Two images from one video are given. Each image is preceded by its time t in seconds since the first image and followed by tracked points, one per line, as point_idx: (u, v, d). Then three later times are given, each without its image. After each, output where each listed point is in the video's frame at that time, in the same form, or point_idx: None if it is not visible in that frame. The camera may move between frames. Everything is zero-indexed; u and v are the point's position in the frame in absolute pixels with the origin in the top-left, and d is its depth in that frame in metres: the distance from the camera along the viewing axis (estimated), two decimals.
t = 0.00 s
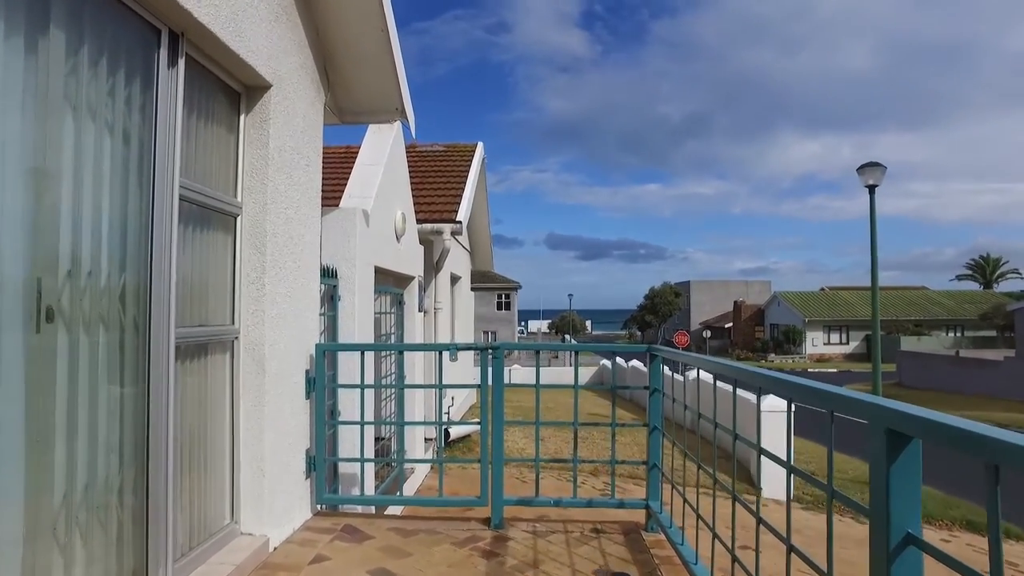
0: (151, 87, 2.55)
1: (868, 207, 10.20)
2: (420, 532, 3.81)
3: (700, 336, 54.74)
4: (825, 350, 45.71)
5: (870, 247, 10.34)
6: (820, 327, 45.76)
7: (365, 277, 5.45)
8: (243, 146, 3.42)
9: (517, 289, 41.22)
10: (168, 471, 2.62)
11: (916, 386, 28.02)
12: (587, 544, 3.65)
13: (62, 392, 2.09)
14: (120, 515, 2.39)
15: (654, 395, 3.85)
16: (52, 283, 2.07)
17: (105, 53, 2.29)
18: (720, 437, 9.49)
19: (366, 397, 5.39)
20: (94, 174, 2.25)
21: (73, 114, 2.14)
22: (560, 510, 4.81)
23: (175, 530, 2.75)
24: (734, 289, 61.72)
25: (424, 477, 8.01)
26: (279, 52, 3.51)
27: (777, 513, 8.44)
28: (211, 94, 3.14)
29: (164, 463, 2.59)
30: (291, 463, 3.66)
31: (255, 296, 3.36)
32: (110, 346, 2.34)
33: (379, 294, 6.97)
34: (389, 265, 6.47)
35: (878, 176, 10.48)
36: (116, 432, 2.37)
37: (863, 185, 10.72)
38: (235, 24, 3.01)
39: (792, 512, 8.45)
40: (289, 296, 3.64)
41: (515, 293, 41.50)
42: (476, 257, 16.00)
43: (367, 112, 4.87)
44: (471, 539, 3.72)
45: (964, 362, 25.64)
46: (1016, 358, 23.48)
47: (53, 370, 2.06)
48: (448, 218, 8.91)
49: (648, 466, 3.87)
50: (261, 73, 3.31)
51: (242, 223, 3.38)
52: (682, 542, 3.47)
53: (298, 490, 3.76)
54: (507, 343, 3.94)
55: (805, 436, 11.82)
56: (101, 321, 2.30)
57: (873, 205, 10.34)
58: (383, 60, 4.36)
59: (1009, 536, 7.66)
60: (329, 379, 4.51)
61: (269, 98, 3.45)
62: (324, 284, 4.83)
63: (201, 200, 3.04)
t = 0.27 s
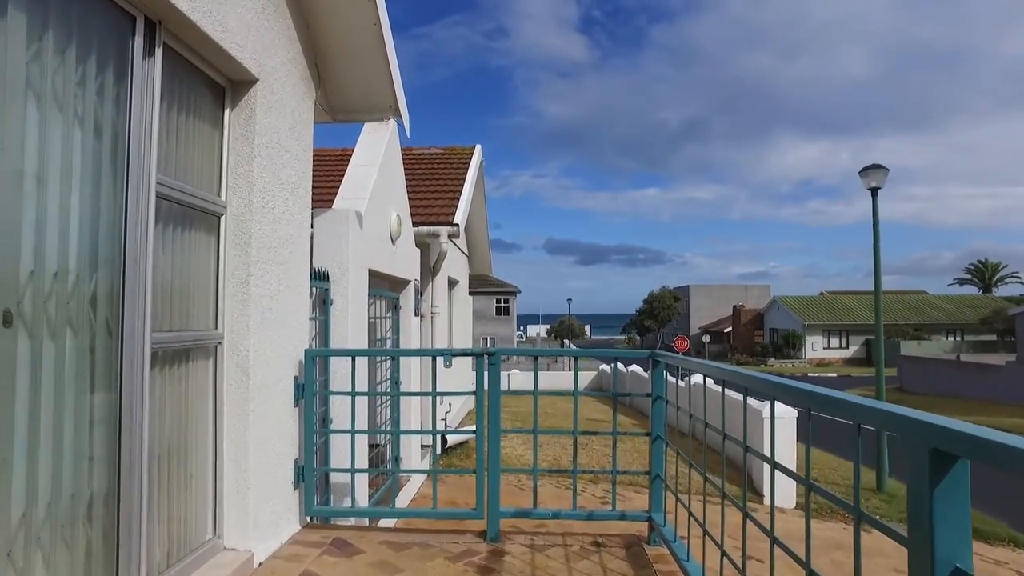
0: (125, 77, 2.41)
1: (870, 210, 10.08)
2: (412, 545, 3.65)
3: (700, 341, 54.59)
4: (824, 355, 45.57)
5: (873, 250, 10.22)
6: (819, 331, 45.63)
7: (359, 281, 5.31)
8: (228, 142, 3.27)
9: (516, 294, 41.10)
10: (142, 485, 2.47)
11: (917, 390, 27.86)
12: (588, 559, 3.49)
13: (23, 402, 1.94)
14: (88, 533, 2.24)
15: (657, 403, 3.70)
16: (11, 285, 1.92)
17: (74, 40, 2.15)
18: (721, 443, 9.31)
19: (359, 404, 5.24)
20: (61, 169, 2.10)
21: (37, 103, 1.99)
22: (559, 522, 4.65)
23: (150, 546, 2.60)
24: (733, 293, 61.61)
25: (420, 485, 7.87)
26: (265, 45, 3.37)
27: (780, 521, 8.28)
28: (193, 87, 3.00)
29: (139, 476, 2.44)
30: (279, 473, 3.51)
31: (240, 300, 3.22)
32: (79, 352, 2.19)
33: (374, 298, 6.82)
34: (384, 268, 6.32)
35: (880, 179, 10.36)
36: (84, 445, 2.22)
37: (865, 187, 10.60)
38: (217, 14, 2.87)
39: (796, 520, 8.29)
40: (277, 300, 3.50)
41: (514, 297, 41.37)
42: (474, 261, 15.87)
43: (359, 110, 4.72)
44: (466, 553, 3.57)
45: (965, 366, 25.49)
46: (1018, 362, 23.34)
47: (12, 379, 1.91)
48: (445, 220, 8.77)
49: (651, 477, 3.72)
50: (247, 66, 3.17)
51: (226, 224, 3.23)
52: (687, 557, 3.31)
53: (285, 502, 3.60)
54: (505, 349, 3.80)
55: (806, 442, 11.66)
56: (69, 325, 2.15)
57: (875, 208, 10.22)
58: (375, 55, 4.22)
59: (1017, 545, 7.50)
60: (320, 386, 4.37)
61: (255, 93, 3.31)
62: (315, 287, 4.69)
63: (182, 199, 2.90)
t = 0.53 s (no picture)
0: (104, 67, 2.29)
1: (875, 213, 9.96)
2: (408, 558, 3.51)
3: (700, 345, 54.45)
4: (825, 359, 45.42)
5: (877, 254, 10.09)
6: (820, 335, 45.48)
7: (355, 283, 5.18)
8: (217, 138, 3.14)
9: (515, 298, 41.00)
10: (121, 496, 2.34)
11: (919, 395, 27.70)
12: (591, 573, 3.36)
13: None
14: (60, 550, 2.10)
15: (662, 409, 3.57)
16: None
17: (46, 24, 2.02)
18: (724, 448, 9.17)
19: (355, 410, 5.10)
20: (31, 161, 1.97)
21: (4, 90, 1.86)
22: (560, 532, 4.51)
23: (130, 562, 2.46)
24: (733, 297, 61.48)
25: (418, 493, 7.74)
26: (256, 38, 3.25)
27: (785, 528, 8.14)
28: (179, 80, 2.87)
29: (117, 488, 2.31)
30: (269, 483, 3.37)
31: (229, 302, 3.09)
32: (50, 357, 2.06)
33: (371, 301, 6.69)
34: (381, 271, 6.19)
35: (885, 181, 10.25)
36: (55, 455, 2.08)
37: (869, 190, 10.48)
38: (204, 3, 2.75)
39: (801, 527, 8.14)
40: (268, 302, 3.37)
41: (514, 301, 41.25)
42: (474, 265, 15.76)
43: (355, 107, 4.59)
44: (464, 566, 3.43)
45: (967, 370, 25.34)
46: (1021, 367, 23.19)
47: None
48: (444, 223, 8.65)
49: (656, 486, 3.58)
50: (236, 58, 3.05)
51: (213, 223, 3.09)
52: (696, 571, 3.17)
53: (276, 513, 3.46)
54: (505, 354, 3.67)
55: (810, 447, 11.51)
56: (39, 328, 2.02)
57: (879, 211, 10.10)
58: (371, 51, 4.10)
59: None
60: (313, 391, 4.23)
61: (246, 87, 3.19)
62: (309, 290, 4.56)
63: (168, 196, 2.78)
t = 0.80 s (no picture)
0: (85, 51, 2.15)
1: (881, 213, 9.82)
2: (409, 568, 3.38)
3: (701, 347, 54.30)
4: (827, 361, 45.24)
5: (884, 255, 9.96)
6: (822, 337, 45.34)
7: (354, 283, 5.05)
8: (208, 130, 3.01)
9: (516, 299, 40.90)
10: (106, 507, 2.21)
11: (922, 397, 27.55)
12: None
13: None
14: (36, 567, 1.96)
15: (673, 413, 3.44)
16: None
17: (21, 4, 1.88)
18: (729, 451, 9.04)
19: (354, 413, 4.97)
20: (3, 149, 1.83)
21: None
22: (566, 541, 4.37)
23: None
24: (734, 299, 61.33)
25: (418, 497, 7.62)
26: (250, 26, 3.12)
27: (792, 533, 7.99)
28: (168, 68, 2.74)
29: (98, 500, 2.17)
30: (263, 490, 3.24)
31: (221, 301, 2.95)
32: (26, 359, 1.92)
33: (370, 301, 6.56)
34: (381, 271, 6.06)
35: (892, 180, 10.10)
36: (30, 466, 1.94)
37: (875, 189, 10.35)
38: None
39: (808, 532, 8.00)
40: (263, 301, 3.24)
41: (515, 303, 41.12)
42: (475, 266, 15.62)
43: (353, 101, 4.47)
44: None
45: (971, 372, 25.20)
46: None
47: None
48: (445, 222, 8.52)
49: (667, 493, 3.44)
50: (229, 47, 2.92)
51: (205, 218, 2.96)
52: None
53: (271, 521, 3.32)
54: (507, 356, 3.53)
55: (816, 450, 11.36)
56: (13, 328, 1.87)
57: (886, 211, 9.96)
58: (370, 42, 3.97)
59: None
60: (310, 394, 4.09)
61: (240, 78, 3.07)
62: (306, 289, 4.43)
63: (158, 189, 2.65)
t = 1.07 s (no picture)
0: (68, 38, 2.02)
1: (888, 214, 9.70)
2: None
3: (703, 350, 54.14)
4: (829, 364, 45.07)
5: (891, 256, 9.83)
6: (824, 340, 45.18)
7: (354, 284, 4.93)
8: (202, 124, 2.88)
9: (517, 302, 40.79)
10: (89, 522, 2.08)
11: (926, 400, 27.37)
12: None
13: None
14: None
15: (686, 419, 3.31)
16: None
17: None
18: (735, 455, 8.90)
19: (354, 418, 4.85)
20: None
21: None
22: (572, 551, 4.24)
23: None
24: (735, 302, 61.17)
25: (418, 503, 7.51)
26: (246, 17, 3.00)
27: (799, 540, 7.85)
28: (159, 58, 2.62)
29: (79, 515, 2.03)
30: (259, 499, 3.11)
31: (215, 302, 2.83)
32: None
33: (371, 303, 6.44)
34: (382, 273, 5.94)
35: (899, 181, 9.98)
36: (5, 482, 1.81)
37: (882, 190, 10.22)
38: None
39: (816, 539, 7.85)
40: (259, 302, 3.12)
41: (516, 306, 41.02)
42: (476, 268, 15.50)
43: (353, 98, 4.36)
44: None
45: (975, 376, 25.01)
46: None
47: None
48: (446, 223, 8.40)
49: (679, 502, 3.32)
50: (224, 37, 2.80)
51: (198, 215, 2.83)
52: None
53: (267, 531, 3.19)
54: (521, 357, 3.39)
55: (822, 455, 11.21)
56: None
57: (893, 212, 9.84)
58: (371, 37, 3.85)
59: None
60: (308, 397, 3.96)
61: (236, 70, 2.95)
62: (305, 291, 4.31)
63: (148, 185, 2.52)
